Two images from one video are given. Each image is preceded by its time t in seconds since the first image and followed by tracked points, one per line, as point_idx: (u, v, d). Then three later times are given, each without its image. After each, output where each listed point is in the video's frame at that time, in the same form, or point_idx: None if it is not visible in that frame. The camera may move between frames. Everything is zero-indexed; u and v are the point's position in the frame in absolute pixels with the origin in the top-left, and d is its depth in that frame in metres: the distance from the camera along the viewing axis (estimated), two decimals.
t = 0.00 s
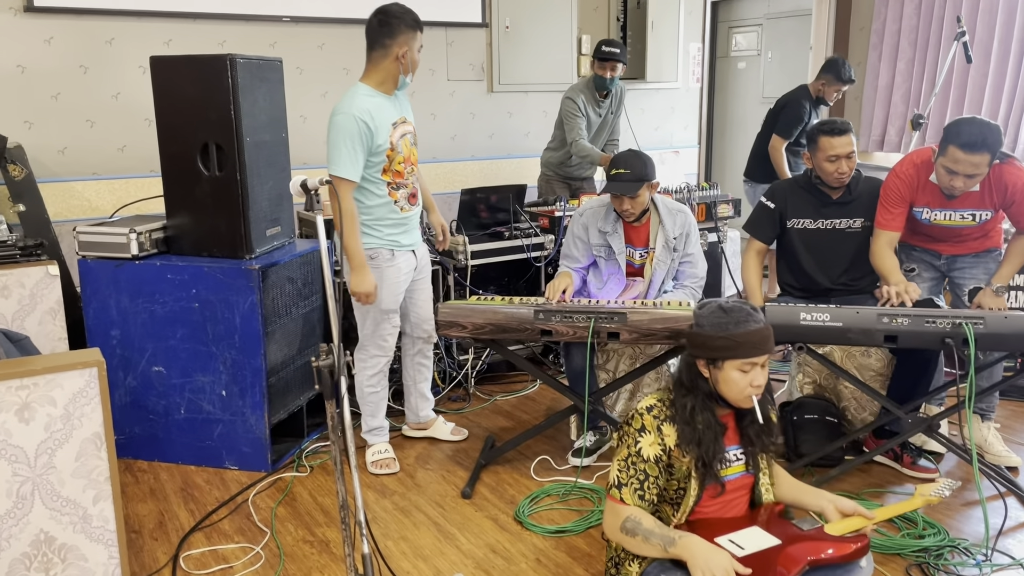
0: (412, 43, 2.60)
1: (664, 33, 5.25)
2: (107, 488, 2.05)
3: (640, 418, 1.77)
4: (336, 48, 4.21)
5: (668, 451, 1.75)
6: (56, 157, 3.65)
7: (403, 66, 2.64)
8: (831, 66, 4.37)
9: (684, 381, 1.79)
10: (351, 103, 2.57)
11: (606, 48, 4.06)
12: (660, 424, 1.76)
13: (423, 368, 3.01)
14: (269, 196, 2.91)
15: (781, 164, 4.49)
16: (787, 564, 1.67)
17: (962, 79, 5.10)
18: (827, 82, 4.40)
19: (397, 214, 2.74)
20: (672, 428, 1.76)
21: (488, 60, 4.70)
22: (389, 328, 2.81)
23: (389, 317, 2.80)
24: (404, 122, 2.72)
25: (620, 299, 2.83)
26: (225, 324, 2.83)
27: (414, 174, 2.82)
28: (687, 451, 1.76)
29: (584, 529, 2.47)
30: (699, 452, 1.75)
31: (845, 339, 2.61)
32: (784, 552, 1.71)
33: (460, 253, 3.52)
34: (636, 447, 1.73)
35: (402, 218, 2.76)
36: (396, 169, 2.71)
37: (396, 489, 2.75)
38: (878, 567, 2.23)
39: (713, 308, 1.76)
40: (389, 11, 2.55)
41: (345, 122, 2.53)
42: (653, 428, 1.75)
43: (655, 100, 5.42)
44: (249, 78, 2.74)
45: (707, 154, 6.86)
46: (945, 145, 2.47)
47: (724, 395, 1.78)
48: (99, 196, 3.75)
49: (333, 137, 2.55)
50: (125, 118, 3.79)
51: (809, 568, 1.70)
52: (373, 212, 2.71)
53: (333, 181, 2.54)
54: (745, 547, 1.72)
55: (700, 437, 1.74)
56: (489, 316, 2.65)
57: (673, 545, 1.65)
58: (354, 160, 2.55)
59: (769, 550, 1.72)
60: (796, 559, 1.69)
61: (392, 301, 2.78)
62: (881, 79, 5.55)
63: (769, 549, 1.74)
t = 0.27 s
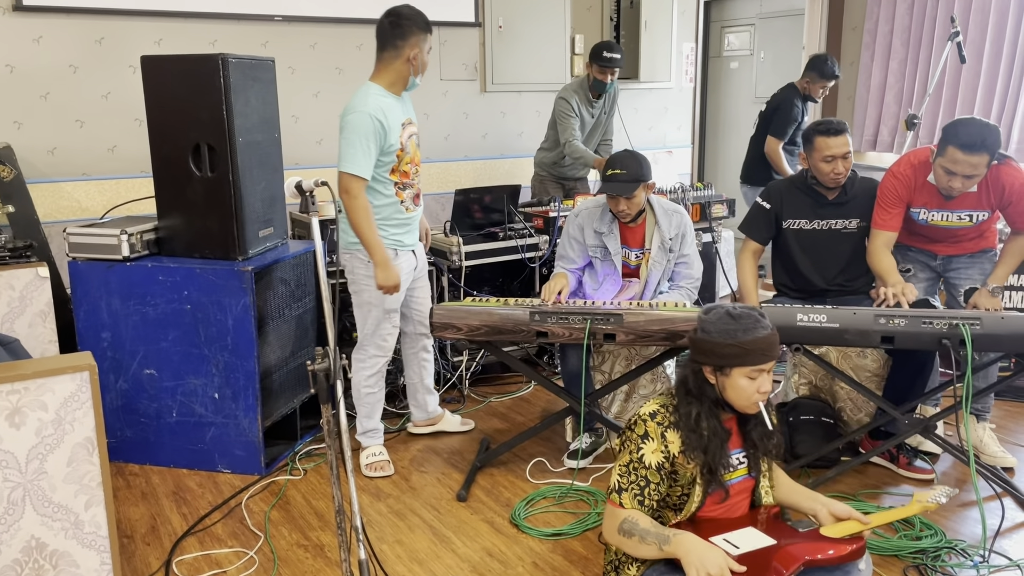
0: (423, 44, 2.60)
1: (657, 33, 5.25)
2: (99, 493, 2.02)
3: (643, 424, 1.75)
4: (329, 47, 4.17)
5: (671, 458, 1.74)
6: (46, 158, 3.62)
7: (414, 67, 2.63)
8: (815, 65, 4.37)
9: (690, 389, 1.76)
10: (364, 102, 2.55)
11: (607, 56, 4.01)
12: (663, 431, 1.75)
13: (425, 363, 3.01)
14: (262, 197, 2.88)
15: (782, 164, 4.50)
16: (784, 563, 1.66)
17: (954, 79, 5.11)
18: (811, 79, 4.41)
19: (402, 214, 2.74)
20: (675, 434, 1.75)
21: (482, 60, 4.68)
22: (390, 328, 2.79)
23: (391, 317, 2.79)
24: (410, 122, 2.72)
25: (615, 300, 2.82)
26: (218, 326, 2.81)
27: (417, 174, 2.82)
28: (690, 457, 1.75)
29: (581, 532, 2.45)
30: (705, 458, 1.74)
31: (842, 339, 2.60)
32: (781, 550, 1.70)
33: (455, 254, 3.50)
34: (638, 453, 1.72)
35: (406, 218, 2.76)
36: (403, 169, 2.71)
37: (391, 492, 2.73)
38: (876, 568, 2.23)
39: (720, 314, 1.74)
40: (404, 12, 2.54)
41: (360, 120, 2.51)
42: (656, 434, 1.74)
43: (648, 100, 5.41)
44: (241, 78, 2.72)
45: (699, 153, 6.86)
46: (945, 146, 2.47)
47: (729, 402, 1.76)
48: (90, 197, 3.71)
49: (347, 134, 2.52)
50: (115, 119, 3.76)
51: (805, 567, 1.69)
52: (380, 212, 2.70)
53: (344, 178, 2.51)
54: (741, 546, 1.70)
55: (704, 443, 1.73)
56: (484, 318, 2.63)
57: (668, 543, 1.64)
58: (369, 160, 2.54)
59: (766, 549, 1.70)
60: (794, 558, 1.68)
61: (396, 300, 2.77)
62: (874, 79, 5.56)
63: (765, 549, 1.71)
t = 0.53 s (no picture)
0: (434, 47, 2.65)
1: (645, 33, 5.25)
2: (86, 497, 2.01)
3: (638, 426, 1.74)
4: (317, 47, 4.14)
5: (666, 461, 1.73)
6: (31, 158, 3.58)
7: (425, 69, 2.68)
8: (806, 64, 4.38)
9: (692, 396, 1.73)
10: (377, 101, 2.58)
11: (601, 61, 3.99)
12: (659, 434, 1.74)
13: (430, 359, 3.02)
14: (250, 197, 2.86)
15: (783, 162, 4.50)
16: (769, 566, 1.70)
17: (941, 79, 5.14)
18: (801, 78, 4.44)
19: (411, 212, 2.77)
20: (671, 438, 1.74)
21: (470, 60, 4.67)
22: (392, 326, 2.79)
23: (394, 314, 2.79)
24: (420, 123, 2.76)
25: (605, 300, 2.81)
26: (206, 327, 2.78)
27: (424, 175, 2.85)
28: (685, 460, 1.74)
29: (572, 533, 2.45)
30: (701, 462, 1.73)
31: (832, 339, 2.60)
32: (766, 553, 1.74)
33: (444, 254, 3.48)
34: (632, 455, 1.71)
35: (414, 217, 2.79)
36: (412, 169, 2.74)
37: (382, 494, 2.71)
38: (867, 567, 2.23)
39: (720, 318, 1.71)
40: (417, 15, 2.59)
41: (374, 118, 2.54)
42: (651, 437, 1.73)
43: (637, 99, 5.41)
44: (229, 78, 2.69)
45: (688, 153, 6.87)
46: (936, 145, 2.47)
47: (733, 406, 1.74)
48: (75, 197, 3.67)
49: (360, 132, 2.54)
50: (101, 118, 3.72)
51: (790, 568, 1.73)
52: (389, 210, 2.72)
53: (354, 174, 2.53)
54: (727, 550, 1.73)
55: (698, 446, 1.72)
56: (475, 318, 2.62)
57: (654, 544, 1.62)
58: (381, 157, 2.57)
59: (751, 552, 1.74)
60: (780, 558, 1.72)
61: (401, 297, 2.78)
62: (861, 79, 5.59)
63: (749, 552, 1.74)
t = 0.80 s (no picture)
0: (441, 46, 2.74)
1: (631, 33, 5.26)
2: (69, 499, 2.02)
3: (628, 426, 1.73)
4: (302, 47, 4.12)
5: (655, 461, 1.73)
6: (12, 158, 3.55)
7: (432, 67, 2.77)
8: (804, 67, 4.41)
9: (695, 401, 1.72)
10: (390, 98, 2.65)
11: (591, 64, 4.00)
12: (649, 434, 1.74)
13: (423, 357, 3.02)
14: (235, 198, 2.84)
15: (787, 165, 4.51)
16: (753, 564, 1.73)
17: (924, 79, 5.18)
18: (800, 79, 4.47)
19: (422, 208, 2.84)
20: (661, 437, 1.74)
21: (456, 59, 4.65)
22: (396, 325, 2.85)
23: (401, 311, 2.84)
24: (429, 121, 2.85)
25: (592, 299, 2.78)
26: (190, 328, 2.77)
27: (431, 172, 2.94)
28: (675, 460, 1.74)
29: (560, 532, 2.45)
30: (691, 460, 1.73)
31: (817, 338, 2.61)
32: (750, 551, 1.77)
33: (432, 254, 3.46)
34: (621, 454, 1.71)
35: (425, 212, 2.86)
36: (423, 165, 2.82)
37: (369, 494, 2.70)
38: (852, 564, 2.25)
39: (714, 320, 1.70)
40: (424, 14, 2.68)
41: (388, 114, 2.61)
42: (640, 437, 1.73)
43: (623, 99, 5.42)
44: (213, 77, 2.68)
45: (674, 152, 6.89)
46: (921, 144, 2.49)
47: (731, 407, 1.74)
48: (58, 198, 3.63)
49: (374, 127, 2.60)
50: (83, 118, 3.69)
51: (775, 567, 1.76)
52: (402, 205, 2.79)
53: (372, 169, 2.59)
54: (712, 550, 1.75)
55: (688, 444, 1.72)
56: (462, 318, 2.62)
57: (642, 537, 1.63)
58: (396, 152, 2.64)
59: (735, 551, 1.77)
60: (762, 559, 1.75)
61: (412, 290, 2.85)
62: (845, 78, 5.62)
63: (734, 550, 1.77)
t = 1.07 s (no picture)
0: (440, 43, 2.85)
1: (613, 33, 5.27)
2: (44, 503, 2.05)
3: (616, 421, 1.73)
4: (283, 46, 4.09)
5: (643, 458, 1.71)
6: None
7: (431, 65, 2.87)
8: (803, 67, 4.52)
9: (691, 403, 1.72)
10: (401, 94, 2.75)
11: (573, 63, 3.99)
12: (637, 429, 1.73)
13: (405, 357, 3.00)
14: (214, 198, 2.82)
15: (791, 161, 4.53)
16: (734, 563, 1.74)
17: (904, 79, 5.22)
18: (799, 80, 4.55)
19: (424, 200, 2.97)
20: (649, 433, 1.73)
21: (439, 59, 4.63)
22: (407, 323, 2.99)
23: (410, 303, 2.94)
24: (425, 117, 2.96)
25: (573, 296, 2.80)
26: (170, 329, 2.74)
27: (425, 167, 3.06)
28: (662, 457, 1.73)
29: (543, 531, 2.45)
30: (677, 457, 1.73)
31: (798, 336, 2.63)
32: (731, 550, 1.78)
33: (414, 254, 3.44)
34: (609, 449, 1.70)
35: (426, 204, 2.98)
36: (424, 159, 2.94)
37: (351, 495, 2.69)
38: (833, 560, 2.26)
39: (707, 321, 1.71)
40: (428, 15, 2.78)
41: (408, 110, 2.71)
42: (628, 432, 1.72)
43: (606, 98, 5.43)
44: (191, 76, 2.66)
45: (657, 152, 6.91)
46: (902, 142, 2.50)
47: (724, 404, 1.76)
48: (34, 198, 3.58)
49: (391, 123, 2.70)
50: (61, 118, 3.65)
51: (755, 566, 1.77)
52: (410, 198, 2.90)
53: (391, 164, 2.69)
54: (692, 549, 1.76)
55: (674, 441, 1.72)
56: (444, 318, 2.60)
57: (622, 537, 1.62)
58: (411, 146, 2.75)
59: (716, 550, 1.78)
60: (742, 559, 1.75)
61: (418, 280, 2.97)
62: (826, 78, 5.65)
63: (714, 549, 1.78)
